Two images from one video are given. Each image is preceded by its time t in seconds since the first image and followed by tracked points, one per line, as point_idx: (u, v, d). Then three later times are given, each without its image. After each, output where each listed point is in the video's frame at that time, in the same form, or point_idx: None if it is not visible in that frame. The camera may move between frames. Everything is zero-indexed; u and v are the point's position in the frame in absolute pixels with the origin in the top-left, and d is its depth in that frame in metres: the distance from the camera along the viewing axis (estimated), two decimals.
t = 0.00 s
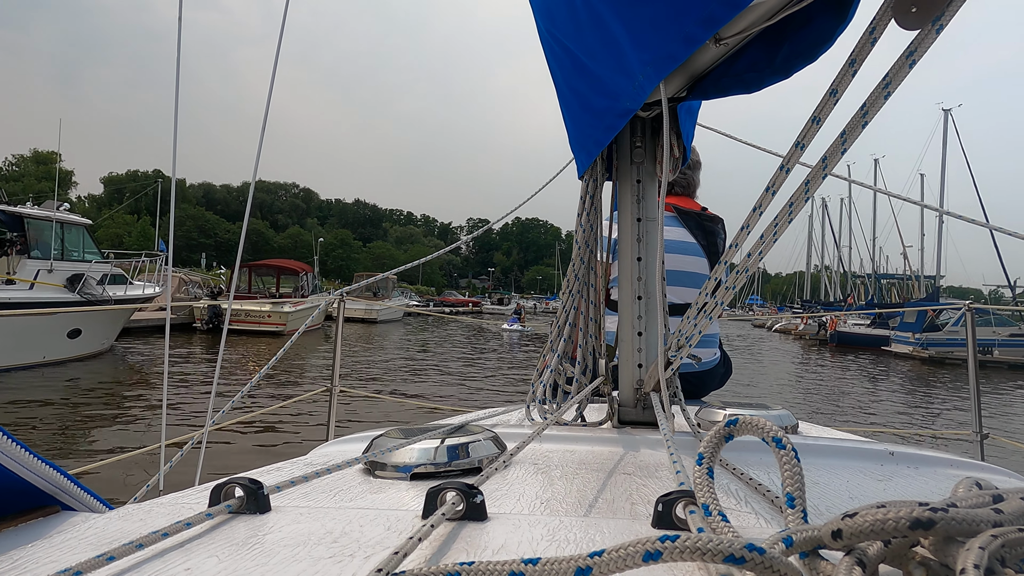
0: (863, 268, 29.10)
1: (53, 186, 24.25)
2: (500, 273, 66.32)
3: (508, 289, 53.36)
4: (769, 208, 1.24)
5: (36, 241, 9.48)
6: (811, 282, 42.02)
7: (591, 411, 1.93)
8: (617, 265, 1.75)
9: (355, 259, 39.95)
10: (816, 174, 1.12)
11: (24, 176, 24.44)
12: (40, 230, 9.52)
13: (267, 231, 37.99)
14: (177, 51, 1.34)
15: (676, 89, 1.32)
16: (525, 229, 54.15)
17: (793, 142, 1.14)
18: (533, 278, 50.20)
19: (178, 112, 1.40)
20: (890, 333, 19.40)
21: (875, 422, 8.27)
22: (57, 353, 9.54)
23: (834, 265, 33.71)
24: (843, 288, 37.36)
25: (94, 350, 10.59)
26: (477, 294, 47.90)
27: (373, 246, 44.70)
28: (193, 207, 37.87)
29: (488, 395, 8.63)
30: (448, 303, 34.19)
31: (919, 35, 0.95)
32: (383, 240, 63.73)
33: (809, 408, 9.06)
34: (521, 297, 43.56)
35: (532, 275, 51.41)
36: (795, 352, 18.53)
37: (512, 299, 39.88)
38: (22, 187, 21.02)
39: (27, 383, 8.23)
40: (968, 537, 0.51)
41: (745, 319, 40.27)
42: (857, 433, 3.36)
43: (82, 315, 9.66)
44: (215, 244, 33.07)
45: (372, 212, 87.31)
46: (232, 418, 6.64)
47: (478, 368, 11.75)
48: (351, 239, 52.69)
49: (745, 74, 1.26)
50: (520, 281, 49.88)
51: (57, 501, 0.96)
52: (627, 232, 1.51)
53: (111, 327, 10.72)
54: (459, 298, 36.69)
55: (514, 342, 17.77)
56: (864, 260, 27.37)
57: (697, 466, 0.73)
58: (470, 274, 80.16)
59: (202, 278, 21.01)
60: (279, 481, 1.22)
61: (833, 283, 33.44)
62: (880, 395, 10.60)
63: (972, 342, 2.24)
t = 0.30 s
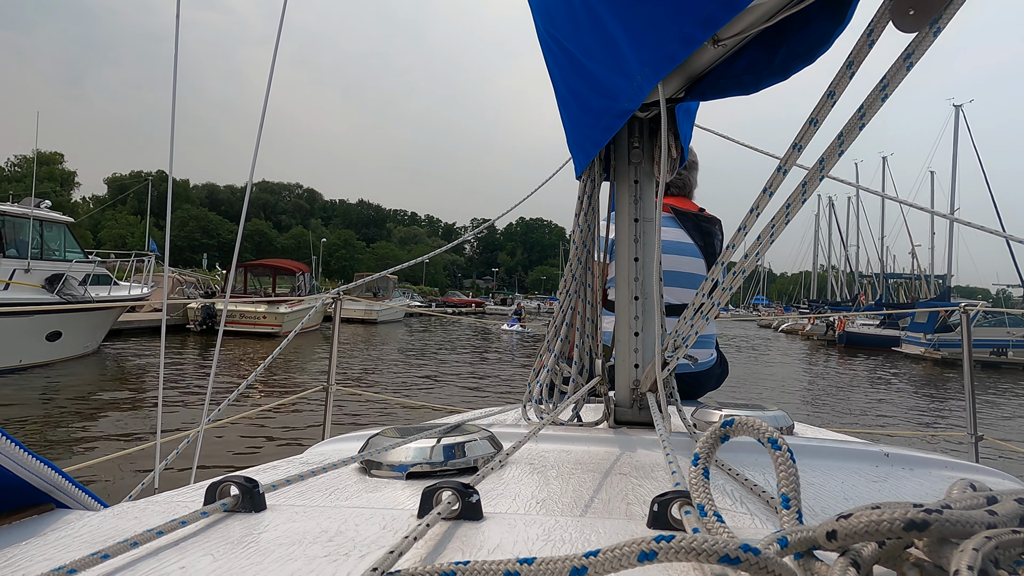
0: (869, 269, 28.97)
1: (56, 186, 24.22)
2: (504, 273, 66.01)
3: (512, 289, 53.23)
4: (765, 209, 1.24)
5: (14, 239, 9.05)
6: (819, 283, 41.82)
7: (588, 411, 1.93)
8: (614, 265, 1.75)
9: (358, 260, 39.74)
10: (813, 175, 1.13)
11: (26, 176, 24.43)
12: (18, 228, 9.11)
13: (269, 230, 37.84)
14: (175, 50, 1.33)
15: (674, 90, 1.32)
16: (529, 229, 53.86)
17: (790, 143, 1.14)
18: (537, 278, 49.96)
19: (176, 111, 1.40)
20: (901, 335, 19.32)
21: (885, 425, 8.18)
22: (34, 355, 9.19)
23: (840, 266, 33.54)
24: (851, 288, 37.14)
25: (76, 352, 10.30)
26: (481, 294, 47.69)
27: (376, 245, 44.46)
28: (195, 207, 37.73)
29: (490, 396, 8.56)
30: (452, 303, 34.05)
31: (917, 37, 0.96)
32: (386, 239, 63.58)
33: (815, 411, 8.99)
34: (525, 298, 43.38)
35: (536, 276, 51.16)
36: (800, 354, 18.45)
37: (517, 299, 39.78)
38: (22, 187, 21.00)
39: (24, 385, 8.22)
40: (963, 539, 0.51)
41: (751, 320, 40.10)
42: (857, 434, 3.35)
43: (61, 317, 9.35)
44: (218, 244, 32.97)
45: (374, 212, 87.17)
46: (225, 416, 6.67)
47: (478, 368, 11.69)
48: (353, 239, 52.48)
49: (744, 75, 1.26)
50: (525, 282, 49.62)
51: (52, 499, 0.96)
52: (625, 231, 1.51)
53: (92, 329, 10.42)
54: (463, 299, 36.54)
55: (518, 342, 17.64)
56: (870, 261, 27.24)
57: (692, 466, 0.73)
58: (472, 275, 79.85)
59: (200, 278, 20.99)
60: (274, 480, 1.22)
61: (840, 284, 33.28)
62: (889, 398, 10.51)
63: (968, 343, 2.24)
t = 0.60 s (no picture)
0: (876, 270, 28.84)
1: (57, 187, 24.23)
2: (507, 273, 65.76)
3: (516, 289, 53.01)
4: (762, 208, 1.24)
5: None
6: (825, 283, 41.59)
7: (584, 410, 1.93)
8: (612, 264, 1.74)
9: (360, 260, 39.59)
10: (810, 175, 1.13)
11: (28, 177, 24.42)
12: None
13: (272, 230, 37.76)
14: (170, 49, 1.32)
15: (672, 89, 1.32)
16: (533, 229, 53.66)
17: (788, 144, 1.15)
18: (541, 278, 49.77)
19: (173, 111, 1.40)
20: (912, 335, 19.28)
21: (896, 426, 8.11)
22: (13, 358, 8.95)
23: (847, 266, 33.39)
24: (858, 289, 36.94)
25: (56, 355, 10.03)
26: (484, 295, 47.50)
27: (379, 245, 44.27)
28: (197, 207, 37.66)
29: (492, 395, 8.50)
30: (455, 303, 33.90)
31: (915, 38, 0.96)
32: (388, 239, 63.39)
33: (820, 413, 8.94)
34: (529, 299, 43.22)
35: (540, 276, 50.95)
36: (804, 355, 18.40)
37: (521, 300, 39.60)
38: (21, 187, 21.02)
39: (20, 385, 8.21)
40: (955, 539, 0.51)
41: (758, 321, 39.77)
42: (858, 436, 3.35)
43: (40, 319, 9.10)
44: (220, 245, 32.93)
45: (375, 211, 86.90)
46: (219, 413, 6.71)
47: (478, 368, 11.63)
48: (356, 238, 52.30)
49: (742, 75, 1.26)
50: (529, 282, 49.44)
51: (47, 495, 0.96)
52: (622, 231, 1.51)
53: (72, 332, 10.16)
54: (466, 299, 36.39)
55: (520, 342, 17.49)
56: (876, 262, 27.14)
57: (688, 465, 0.74)
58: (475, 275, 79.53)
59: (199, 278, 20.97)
60: (269, 477, 1.21)
61: (846, 284, 33.14)
62: (897, 401, 10.44)
63: (963, 345, 2.25)
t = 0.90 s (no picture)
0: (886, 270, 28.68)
1: (64, 191, 24.33)
2: (514, 273, 65.58)
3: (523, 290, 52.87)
4: (764, 207, 1.24)
5: None
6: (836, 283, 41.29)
7: (583, 408, 1.93)
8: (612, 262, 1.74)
9: (366, 260, 39.54)
10: (812, 174, 1.12)
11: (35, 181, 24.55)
12: None
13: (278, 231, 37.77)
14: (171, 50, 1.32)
15: (673, 88, 1.32)
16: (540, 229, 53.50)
17: (789, 143, 1.14)
18: (548, 278, 49.61)
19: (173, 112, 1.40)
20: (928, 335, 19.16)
21: (910, 429, 8.02)
22: None
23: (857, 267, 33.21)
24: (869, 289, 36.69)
25: (42, 359, 9.84)
26: (491, 295, 47.38)
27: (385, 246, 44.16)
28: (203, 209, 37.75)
29: (495, 395, 8.47)
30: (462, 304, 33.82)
31: (917, 37, 0.96)
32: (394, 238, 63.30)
33: (830, 415, 8.87)
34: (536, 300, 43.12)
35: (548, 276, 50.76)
36: (811, 356, 18.34)
37: (528, 300, 39.56)
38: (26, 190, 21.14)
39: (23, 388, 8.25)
40: (955, 538, 0.51)
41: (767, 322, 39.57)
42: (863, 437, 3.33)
43: (22, 320, 8.94)
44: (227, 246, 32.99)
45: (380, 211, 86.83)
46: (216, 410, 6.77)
47: (482, 367, 11.60)
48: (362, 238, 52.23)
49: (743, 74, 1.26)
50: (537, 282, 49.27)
51: (47, 490, 0.96)
52: (623, 229, 1.51)
53: (57, 334, 9.98)
54: (473, 299, 36.31)
55: (526, 342, 17.41)
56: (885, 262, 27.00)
57: (688, 464, 0.73)
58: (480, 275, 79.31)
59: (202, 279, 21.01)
60: (269, 474, 1.21)
61: (856, 284, 32.95)
62: (910, 402, 10.34)
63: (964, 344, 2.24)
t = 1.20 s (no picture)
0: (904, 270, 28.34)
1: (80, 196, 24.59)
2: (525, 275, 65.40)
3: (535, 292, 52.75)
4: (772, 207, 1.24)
5: None
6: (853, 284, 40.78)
7: (591, 407, 1.92)
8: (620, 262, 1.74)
9: (377, 262, 39.61)
10: (821, 173, 1.12)
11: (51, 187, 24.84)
12: None
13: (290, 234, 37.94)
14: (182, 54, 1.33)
15: (681, 87, 1.31)
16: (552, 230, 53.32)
17: (798, 141, 1.14)
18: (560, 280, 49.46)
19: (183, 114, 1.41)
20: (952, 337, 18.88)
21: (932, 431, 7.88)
22: None
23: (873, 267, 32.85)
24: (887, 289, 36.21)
25: (33, 364, 9.76)
26: (502, 297, 47.30)
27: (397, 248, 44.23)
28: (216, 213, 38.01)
29: (505, 396, 8.44)
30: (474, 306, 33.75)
31: (927, 34, 0.95)
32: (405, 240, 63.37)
33: (848, 418, 8.75)
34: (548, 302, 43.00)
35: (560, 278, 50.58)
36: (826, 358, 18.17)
37: (540, 303, 39.44)
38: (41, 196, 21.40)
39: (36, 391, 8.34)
40: (967, 539, 0.51)
41: (783, 323, 39.19)
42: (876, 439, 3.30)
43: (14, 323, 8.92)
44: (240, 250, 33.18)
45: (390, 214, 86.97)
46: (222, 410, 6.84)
47: (492, 369, 11.59)
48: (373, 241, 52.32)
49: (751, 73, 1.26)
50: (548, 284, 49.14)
51: (59, 489, 0.97)
52: (631, 228, 1.51)
53: (52, 339, 9.93)
54: (485, 301, 36.27)
55: (538, 344, 17.32)
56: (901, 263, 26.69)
57: (696, 464, 0.73)
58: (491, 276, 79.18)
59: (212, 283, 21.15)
60: (278, 472, 1.22)
61: (872, 285, 32.58)
62: (929, 403, 10.20)
63: (976, 344, 2.22)
